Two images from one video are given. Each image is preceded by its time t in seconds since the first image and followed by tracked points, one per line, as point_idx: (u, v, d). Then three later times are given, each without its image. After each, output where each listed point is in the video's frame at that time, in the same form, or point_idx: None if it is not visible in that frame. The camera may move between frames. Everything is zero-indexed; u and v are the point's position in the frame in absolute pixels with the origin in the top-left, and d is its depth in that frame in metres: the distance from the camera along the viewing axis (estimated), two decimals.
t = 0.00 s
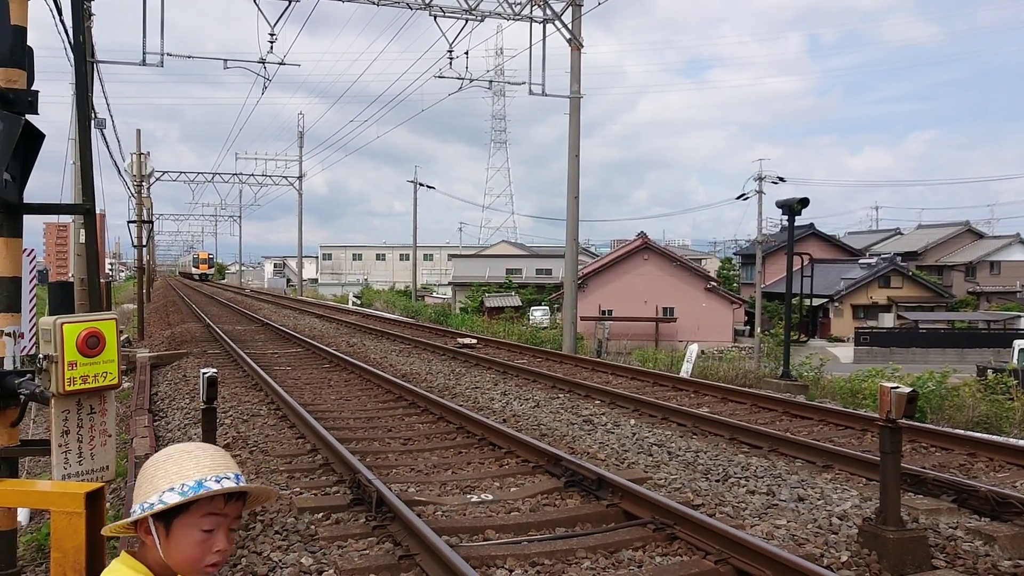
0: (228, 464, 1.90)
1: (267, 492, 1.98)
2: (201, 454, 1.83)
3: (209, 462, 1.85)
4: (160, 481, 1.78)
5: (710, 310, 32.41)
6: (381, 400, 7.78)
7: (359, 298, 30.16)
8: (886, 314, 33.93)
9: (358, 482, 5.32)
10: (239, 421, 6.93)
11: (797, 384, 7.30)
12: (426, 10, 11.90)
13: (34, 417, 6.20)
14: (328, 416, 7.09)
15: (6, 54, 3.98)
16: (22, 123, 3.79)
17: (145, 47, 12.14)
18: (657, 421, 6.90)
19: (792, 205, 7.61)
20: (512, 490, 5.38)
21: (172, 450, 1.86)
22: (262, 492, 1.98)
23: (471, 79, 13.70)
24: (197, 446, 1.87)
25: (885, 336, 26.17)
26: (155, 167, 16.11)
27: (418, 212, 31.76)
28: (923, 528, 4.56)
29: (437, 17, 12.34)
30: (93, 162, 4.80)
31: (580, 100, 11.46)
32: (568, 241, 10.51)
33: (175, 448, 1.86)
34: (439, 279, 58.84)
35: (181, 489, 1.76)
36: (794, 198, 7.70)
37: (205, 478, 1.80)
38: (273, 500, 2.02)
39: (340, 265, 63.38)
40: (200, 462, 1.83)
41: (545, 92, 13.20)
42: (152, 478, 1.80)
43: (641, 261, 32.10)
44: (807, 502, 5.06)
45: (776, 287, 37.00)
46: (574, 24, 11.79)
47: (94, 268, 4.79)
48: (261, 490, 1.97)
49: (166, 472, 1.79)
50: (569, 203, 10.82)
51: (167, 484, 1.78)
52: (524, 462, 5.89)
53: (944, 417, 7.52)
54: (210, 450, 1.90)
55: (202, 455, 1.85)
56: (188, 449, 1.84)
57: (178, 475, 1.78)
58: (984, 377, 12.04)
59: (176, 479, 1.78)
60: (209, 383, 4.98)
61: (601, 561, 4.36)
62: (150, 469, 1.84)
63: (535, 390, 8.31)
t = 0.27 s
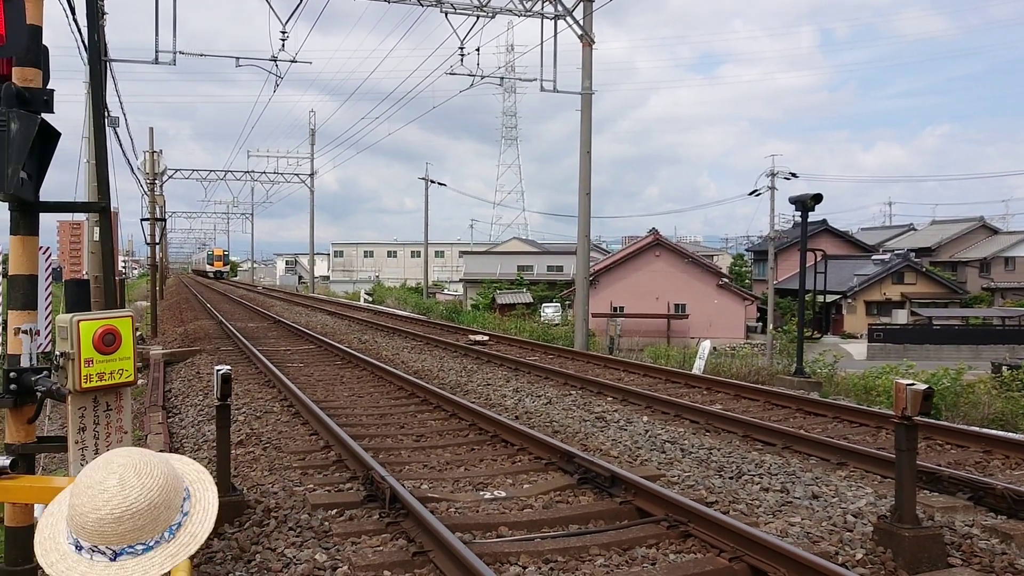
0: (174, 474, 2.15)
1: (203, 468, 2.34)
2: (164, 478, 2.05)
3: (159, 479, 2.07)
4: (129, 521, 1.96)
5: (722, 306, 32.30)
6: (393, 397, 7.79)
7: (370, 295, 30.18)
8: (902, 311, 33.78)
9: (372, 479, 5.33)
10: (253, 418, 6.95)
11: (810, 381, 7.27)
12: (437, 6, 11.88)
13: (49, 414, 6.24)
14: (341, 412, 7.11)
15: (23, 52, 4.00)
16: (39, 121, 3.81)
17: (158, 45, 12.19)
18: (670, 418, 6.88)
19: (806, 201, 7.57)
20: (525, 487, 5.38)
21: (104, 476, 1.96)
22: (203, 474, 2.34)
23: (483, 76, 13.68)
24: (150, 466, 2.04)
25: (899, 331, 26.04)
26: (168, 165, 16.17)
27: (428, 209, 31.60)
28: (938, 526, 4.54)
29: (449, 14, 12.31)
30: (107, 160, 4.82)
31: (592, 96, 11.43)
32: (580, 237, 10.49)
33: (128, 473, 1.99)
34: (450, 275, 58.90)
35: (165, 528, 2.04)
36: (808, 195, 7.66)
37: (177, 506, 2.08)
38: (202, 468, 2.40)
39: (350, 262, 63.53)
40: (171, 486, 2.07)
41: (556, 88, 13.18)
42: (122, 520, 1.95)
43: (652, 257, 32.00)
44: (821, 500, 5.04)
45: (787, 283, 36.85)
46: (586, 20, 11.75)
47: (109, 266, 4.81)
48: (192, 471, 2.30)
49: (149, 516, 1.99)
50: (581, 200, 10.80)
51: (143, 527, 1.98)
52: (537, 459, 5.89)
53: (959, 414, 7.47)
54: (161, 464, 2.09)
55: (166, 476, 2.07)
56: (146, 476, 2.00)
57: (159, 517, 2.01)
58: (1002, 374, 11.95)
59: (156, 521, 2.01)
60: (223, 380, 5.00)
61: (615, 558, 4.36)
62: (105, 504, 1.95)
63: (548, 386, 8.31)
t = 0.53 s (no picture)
0: (151, 517, 1.82)
1: (182, 510, 2.01)
2: (141, 522, 1.74)
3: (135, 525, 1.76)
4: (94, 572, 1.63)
5: (735, 304, 32.15)
6: (407, 394, 7.81)
7: (383, 293, 30.27)
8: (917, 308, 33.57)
9: (386, 476, 5.35)
10: (267, 415, 6.99)
11: (825, 378, 7.23)
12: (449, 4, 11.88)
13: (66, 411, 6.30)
14: (355, 409, 7.14)
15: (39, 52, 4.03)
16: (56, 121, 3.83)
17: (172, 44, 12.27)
18: (683, 416, 6.87)
19: (820, 198, 7.53)
20: (538, 485, 5.39)
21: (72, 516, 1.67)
22: (182, 519, 2.01)
23: (495, 73, 13.67)
24: (125, 508, 1.74)
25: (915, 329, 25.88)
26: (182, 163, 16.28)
27: (442, 206, 31.50)
28: (954, 524, 4.51)
29: (461, 11, 12.31)
30: (123, 159, 4.85)
31: (604, 93, 11.42)
32: (593, 234, 10.47)
33: (100, 513, 1.69)
34: (462, 272, 58.94)
35: None
36: (821, 191, 7.63)
37: (152, 556, 1.74)
38: (181, 513, 2.04)
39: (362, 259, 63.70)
40: (148, 532, 1.75)
41: (568, 85, 13.16)
42: (86, 571, 1.63)
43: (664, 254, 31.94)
44: (836, 498, 5.01)
45: (800, 280, 36.67)
46: (598, 17, 11.72)
47: (125, 264, 4.84)
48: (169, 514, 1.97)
49: (118, 567, 1.66)
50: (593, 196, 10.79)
51: None
52: (550, 456, 5.90)
53: (975, 412, 7.42)
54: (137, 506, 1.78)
55: (144, 521, 1.75)
56: (121, 519, 1.70)
57: (131, 567, 1.69)
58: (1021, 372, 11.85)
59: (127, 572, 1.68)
60: (238, 377, 5.03)
61: (628, 555, 4.36)
62: (71, 549, 1.64)
63: (561, 384, 8.31)
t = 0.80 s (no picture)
0: (150, 519, 1.82)
1: (183, 517, 2.04)
2: (137, 524, 1.73)
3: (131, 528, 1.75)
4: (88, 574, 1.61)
5: (745, 302, 32.02)
6: (416, 391, 7.83)
7: (393, 290, 30.31)
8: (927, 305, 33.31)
9: (395, 472, 5.36)
10: (277, 411, 7.02)
11: (835, 377, 7.20)
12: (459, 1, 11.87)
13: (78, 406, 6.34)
14: (364, 406, 7.16)
15: (51, 49, 4.05)
16: (67, 118, 3.85)
17: (183, 41, 12.34)
18: (693, 414, 6.86)
19: (831, 195, 7.50)
20: (547, 482, 5.39)
21: (64, 518, 1.66)
22: (184, 525, 2.03)
23: (505, 70, 13.67)
24: (121, 509, 1.73)
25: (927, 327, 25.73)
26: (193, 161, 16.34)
27: (453, 203, 31.65)
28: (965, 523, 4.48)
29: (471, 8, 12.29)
30: (135, 156, 4.87)
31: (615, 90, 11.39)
32: (602, 232, 10.46)
33: (95, 513, 1.68)
34: (472, 269, 58.99)
35: None
36: (833, 189, 7.58)
37: (150, 559, 1.73)
38: (183, 519, 2.08)
39: (372, 257, 63.84)
40: (145, 533, 1.73)
41: (579, 82, 13.18)
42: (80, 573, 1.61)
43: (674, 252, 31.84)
44: (846, 496, 4.99)
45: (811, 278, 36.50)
46: (609, 14, 11.68)
47: (136, 261, 4.87)
48: (170, 521, 1.99)
49: (114, 569, 1.64)
50: (602, 194, 10.77)
51: None
52: (559, 454, 5.90)
53: (987, 411, 7.37)
54: (134, 508, 1.77)
55: (140, 522, 1.74)
56: (116, 519, 1.69)
57: (127, 570, 1.66)
58: None
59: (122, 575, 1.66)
60: (249, 373, 5.05)
61: (637, 553, 4.36)
62: (64, 551, 1.63)
63: (570, 381, 8.31)
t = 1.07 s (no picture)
0: (156, 516, 1.82)
1: (192, 508, 2.07)
2: (143, 522, 1.72)
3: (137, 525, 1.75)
4: None
5: (759, 300, 31.92)
6: (429, 390, 7.84)
7: (404, 289, 30.37)
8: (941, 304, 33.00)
9: (408, 470, 5.36)
10: (290, 409, 7.04)
11: (849, 376, 7.16)
12: None
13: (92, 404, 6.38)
14: (377, 404, 7.18)
15: (67, 49, 4.08)
16: (83, 116, 3.87)
17: (196, 41, 12.41)
18: (706, 412, 6.84)
19: (845, 193, 7.46)
20: (560, 480, 5.38)
21: (66, 525, 1.65)
22: (192, 515, 2.07)
23: (517, 69, 13.67)
24: (124, 508, 1.72)
25: (941, 327, 25.58)
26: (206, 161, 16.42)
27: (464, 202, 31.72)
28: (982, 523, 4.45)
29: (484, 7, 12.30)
30: (149, 155, 4.90)
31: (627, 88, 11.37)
32: (614, 230, 10.44)
33: (97, 516, 1.68)
34: (483, 269, 59.04)
35: None
36: (847, 186, 7.55)
37: (159, 557, 1.73)
38: (191, 508, 2.12)
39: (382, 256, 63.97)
40: (152, 532, 1.73)
41: (591, 80, 13.19)
42: None
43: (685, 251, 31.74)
44: (860, 495, 4.96)
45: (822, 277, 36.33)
46: (621, 12, 11.66)
47: (151, 259, 4.89)
48: (179, 513, 2.01)
49: (123, 571, 1.64)
50: (615, 192, 10.76)
51: None
52: (572, 452, 5.89)
53: (1003, 410, 7.32)
54: (138, 505, 1.76)
55: (146, 520, 1.74)
56: (120, 521, 1.69)
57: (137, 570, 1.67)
58: None
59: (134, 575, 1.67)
60: (262, 371, 5.07)
61: (651, 551, 4.34)
62: (69, 558, 1.63)
63: (582, 379, 8.30)
